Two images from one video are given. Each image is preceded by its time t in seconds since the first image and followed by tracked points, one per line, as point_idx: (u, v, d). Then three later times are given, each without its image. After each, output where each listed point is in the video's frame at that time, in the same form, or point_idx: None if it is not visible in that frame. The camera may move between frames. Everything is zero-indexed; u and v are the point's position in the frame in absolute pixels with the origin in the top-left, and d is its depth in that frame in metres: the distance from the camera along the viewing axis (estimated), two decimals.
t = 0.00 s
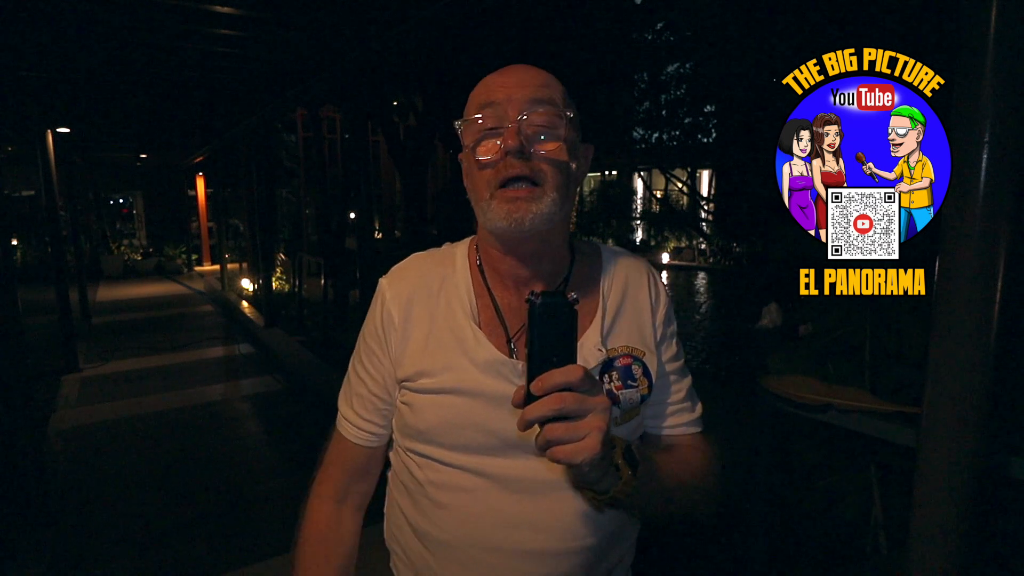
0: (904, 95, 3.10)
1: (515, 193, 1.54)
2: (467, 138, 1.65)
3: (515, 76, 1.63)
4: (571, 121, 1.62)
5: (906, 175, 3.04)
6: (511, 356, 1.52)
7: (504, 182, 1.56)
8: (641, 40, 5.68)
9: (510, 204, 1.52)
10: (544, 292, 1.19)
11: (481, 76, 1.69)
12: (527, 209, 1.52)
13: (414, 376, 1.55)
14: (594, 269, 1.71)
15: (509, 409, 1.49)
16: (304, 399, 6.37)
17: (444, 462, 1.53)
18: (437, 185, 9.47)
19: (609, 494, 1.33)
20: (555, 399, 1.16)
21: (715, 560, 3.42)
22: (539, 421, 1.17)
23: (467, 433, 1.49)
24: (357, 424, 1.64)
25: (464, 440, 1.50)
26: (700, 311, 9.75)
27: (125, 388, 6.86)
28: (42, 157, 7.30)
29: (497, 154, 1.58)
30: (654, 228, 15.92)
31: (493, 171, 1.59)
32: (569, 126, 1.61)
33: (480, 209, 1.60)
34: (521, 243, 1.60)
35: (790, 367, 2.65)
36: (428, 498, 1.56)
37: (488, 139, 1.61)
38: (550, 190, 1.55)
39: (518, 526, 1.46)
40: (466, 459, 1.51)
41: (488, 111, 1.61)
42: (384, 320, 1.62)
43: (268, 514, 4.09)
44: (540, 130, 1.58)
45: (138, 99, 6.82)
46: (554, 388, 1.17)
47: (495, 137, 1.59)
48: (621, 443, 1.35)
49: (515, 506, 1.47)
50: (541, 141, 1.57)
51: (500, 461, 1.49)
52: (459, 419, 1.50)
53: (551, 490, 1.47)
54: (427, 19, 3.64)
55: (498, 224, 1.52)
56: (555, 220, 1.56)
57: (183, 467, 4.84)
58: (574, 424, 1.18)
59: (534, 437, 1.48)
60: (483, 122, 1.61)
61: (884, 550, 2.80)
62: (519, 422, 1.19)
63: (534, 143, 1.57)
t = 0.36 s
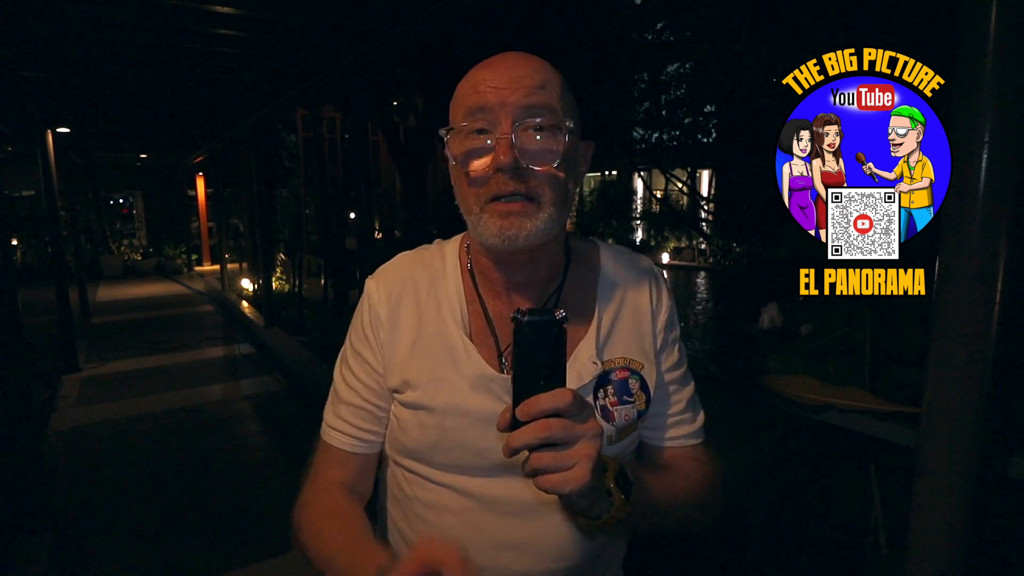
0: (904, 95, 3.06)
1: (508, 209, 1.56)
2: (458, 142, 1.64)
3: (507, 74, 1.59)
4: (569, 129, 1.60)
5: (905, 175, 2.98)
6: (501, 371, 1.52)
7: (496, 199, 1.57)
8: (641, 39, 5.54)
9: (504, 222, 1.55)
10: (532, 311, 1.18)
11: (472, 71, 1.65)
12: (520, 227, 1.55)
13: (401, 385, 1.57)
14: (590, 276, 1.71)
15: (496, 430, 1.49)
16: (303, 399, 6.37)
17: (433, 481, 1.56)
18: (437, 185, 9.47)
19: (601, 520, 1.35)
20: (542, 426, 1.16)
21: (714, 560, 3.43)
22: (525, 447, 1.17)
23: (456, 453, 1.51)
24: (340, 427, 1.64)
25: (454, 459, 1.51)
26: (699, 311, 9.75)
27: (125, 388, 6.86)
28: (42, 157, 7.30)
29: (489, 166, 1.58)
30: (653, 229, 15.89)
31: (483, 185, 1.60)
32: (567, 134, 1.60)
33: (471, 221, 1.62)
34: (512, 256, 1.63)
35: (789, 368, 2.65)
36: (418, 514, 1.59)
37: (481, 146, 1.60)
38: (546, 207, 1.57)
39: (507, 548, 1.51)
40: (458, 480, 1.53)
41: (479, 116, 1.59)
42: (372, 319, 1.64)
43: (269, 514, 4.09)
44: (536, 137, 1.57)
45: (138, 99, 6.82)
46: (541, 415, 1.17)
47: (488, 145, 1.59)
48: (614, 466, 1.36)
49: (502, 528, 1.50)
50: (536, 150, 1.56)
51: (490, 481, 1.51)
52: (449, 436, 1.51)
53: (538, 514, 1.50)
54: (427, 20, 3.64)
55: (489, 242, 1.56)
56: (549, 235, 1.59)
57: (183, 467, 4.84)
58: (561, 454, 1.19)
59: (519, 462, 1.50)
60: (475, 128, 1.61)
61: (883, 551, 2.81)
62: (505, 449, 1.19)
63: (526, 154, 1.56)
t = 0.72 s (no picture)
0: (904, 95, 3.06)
1: (506, 211, 1.56)
2: (450, 140, 1.63)
3: (503, 70, 1.59)
4: (567, 128, 1.61)
5: (906, 176, 2.96)
6: (498, 382, 1.52)
7: (493, 201, 1.57)
8: (641, 40, 5.53)
9: (501, 225, 1.55)
10: (531, 317, 1.18)
11: (466, 67, 1.64)
12: (518, 230, 1.55)
13: (392, 392, 1.56)
14: (588, 281, 1.71)
15: (494, 442, 1.51)
16: (304, 399, 6.37)
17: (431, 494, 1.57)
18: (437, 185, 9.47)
19: (605, 531, 1.34)
20: (545, 436, 1.16)
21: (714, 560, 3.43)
22: (527, 459, 1.16)
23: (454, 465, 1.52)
24: (324, 436, 1.61)
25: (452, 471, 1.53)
26: (699, 310, 9.76)
27: (125, 389, 6.86)
28: (42, 157, 7.29)
29: (484, 166, 1.58)
30: (654, 228, 15.87)
31: (479, 187, 1.59)
32: (565, 133, 1.60)
33: (465, 224, 1.61)
34: (507, 260, 1.63)
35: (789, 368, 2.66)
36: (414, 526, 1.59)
37: (476, 144, 1.59)
38: (544, 210, 1.58)
39: (507, 561, 1.53)
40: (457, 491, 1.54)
41: (473, 113, 1.59)
42: (361, 324, 1.62)
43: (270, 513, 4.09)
44: (532, 135, 1.57)
45: (138, 99, 6.82)
46: (543, 424, 1.16)
47: (482, 143, 1.58)
48: (614, 476, 1.35)
49: (502, 539, 1.53)
50: (533, 150, 1.56)
51: (488, 494, 1.53)
52: (447, 448, 1.52)
53: (536, 524, 1.52)
54: (427, 20, 3.64)
55: (486, 244, 1.56)
56: (547, 239, 1.60)
57: (183, 468, 4.83)
58: (564, 465, 1.18)
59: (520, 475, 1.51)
60: (469, 125, 1.60)
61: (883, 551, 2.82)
62: (506, 461, 1.18)
63: (523, 153, 1.56)
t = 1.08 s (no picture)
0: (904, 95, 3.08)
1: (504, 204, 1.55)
2: (448, 133, 1.62)
3: (502, 64, 1.59)
4: (565, 122, 1.61)
5: (905, 175, 2.97)
6: (494, 381, 1.52)
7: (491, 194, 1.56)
8: (641, 40, 5.58)
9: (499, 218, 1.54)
10: (525, 314, 1.19)
11: (465, 63, 1.64)
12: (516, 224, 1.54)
13: (388, 391, 1.55)
14: (585, 279, 1.71)
15: (490, 444, 1.50)
16: (303, 399, 6.37)
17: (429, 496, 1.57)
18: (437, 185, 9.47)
19: (604, 531, 1.33)
20: (541, 434, 1.16)
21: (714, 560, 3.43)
22: (522, 458, 1.16)
23: (451, 466, 1.52)
24: (319, 437, 1.60)
25: (448, 473, 1.53)
26: (699, 310, 9.75)
27: (125, 389, 6.86)
28: (42, 156, 7.29)
29: (482, 159, 1.57)
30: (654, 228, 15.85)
31: (478, 180, 1.58)
32: (563, 127, 1.61)
33: (464, 219, 1.60)
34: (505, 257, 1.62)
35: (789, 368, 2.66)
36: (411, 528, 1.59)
37: (475, 138, 1.59)
38: (539, 203, 1.57)
39: (505, 562, 1.53)
40: (455, 492, 1.54)
41: (473, 107, 1.59)
42: (358, 324, 1.62)
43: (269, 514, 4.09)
44: (530, 129, 1.57)
45: (138, 99, 6.82)
46: (539, 422, 1.16)
47: (481, 136, 1.58)
48: (613, 475, 1.34)
49: (499, 541, 1.53)
50: (531, 143, 1.57)
51: (485, 496, 1.53)
52: (444, 449, 1.52)
53: (533, 526, 1.52)
54: (427, 20, 3.64)
55: (487, 244, 1.55)
56: (544, 234, 1.59)
57: (183, 468, 4.83)
58: (561, 462, 1.17)
59: (517, 475, 1.51)
60: (468, 119, 1.60)
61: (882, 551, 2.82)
62: (502, 460, 1.18)
63: (521, 146, 1.56)
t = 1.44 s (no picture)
0: (904, 95, 3.10)
1: (507, 196, 1.54)
2: (452, 129, 1.62)
3: (507, 67, 1.61)
4: (566, 124, 1.63)
5: (906, 176, 3.02)
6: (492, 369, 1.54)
7: (495, 186, 1.56)
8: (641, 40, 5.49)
9: (502, 208, 1.53)
10: (519, 295, 1.20)
11: (471, 64, 1.66)
12: (518, 216, 1.53)
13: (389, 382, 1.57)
14: (579, 270, 1.72)
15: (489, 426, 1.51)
16: (303, 399, 6.37)
17: (427, 486, 1.54)
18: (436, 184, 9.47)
19: (602, 507, 1.36)
20: (537, 407, 1.16)
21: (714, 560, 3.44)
22: (520, 432, 1.17)
23: (453, 453, 1.50)
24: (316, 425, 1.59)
25: (448, 460, 1.50)
26: (700, 310, 9.75)
27: (125, 388, 6.86)
28: (42, 157, 7.30)
29: (490, 151, 1.57)
30: (654, 229, 15.86)
31: (483, 172, 1.58)
32: (565, 129, 1.63)
33: (465, 211, 1.59)
34: (505, 249, 1.62)
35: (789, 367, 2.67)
36: (412, 520, 1.57)
37: (479, 134, 1.59)
38: (539, 196, 1.57)
39: (509, 549, 1.50)
40: (455, 480, 1.51)
41: (479, 104, 1.60)
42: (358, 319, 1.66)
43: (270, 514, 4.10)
44: (532, 127, 1.58)
45: (138, 99, 6.82)
46: (535, 396, 1.16)
47: (486, 132, 1.59)
48: (611, 452, 1.38)
49: (502, 526, 1.50)
50: (534, 140, 1.58)
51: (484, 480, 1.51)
52: (446, 435, 1.51)
53: (536, 510, 1.50)
54: (428, 20, 3.64)
55: (486, 228, 1.53)
56: (541, 227, 1.58)
57: (183, 468, 4.84)
58: (557, 435, 1.18)
59: (517, 452, 1.49)
60: (473, 114, 1.60)
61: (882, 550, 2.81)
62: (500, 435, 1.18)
63: (525, 143, 1.57)
